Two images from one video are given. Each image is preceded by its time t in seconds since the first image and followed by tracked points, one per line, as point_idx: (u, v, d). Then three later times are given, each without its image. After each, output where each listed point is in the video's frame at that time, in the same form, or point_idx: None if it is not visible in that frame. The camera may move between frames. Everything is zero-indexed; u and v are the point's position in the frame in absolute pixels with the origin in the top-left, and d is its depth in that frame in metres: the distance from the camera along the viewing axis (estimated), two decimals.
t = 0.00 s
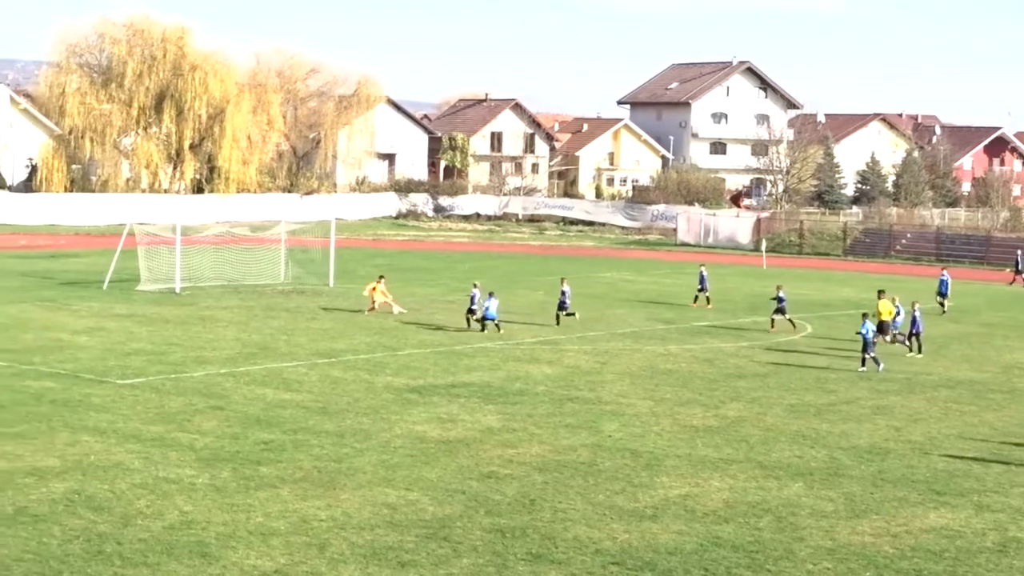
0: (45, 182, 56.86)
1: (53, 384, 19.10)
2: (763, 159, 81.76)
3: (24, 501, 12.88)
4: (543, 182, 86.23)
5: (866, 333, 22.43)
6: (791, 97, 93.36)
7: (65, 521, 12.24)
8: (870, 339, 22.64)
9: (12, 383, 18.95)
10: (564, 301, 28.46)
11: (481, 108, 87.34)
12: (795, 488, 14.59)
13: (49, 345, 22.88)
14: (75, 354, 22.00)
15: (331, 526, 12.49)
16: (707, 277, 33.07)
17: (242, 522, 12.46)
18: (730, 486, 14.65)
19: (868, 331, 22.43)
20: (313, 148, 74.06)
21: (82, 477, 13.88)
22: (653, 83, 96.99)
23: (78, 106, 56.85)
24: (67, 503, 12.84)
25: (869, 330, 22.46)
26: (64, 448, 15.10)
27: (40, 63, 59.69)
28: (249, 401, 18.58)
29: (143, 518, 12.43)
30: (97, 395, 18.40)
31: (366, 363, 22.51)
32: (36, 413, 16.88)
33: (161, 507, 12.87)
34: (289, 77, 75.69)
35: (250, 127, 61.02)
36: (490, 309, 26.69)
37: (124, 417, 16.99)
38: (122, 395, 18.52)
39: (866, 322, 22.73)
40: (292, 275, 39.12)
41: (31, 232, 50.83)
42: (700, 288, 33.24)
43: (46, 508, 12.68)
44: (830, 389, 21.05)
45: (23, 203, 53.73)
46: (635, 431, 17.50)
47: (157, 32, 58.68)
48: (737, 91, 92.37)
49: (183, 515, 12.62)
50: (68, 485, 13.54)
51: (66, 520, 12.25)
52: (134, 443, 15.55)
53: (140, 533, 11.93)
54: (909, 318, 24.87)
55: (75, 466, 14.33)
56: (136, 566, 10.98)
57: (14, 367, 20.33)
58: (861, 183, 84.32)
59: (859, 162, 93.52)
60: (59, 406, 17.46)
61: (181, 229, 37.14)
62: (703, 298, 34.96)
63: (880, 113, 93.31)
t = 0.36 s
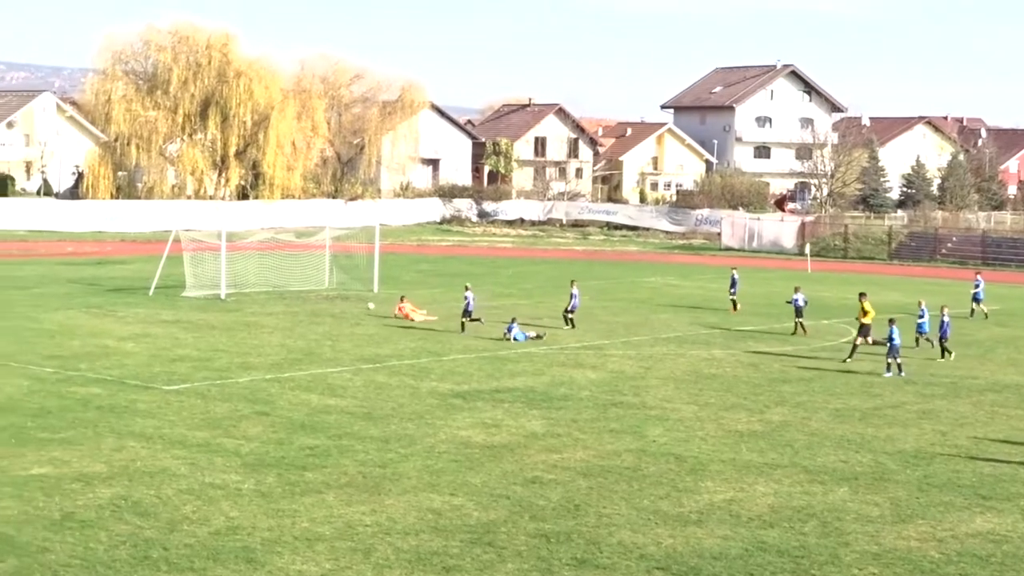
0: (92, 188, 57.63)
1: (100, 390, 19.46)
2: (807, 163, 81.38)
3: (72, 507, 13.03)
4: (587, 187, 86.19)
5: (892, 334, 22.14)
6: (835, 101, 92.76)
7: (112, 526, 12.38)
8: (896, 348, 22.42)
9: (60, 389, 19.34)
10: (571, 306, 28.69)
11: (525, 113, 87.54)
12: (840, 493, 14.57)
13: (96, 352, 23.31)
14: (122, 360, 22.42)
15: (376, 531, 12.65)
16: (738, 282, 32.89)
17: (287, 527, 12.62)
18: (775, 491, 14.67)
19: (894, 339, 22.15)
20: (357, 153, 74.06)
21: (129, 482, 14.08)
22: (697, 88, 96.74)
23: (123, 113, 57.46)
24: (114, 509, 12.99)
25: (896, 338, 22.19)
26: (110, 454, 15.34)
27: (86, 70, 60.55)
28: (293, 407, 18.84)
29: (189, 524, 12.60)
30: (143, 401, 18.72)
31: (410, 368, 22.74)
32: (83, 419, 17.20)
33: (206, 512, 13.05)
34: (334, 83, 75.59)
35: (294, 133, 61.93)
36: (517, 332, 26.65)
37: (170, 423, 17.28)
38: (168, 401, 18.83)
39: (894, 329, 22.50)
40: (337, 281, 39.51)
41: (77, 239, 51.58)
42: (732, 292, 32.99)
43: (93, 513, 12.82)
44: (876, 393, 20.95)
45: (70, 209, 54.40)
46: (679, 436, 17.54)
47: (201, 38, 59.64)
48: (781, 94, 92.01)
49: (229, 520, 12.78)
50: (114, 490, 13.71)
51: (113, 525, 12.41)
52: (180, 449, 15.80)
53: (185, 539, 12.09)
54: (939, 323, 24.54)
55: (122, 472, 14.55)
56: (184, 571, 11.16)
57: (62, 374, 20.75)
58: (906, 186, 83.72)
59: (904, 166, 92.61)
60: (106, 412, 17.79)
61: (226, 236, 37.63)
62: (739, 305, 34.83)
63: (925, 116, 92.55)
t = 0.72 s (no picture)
0: (135, 194, 57.93)
1: (144, 395, 19.78)
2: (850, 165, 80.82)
3: (118, 511, 13.26)
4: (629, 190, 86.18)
5: (918, 340, 22.04)
6: (879, 103, 92.07)
7: (157, 531, 12.60)
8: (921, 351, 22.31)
9: (106, 395, 19.70)
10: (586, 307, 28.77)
11: (568, 117, 87.59)
12: (885, 497, 14.54)
13: (141, 357, 23.71)
14: (166, 365, 22.79)
15: (420, 536, 12.81)
16: (770, 284, 32.84)
17: (331, 532, 12.80)
18: (820, 495, 14.66)
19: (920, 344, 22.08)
20: (400, 158, 74.76)
21: (174, 487, 14.31)
22: (739, 90, 96.31)
23: (167, 120, 58.23)
24: (159, 513, 13.22)
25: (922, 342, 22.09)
26: (155, 459, 15.62)
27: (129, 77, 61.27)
28: (336, 411, 19.08)
29: (233, 528, 12.80)
30: (188, 406, 19.03)
31: (453, 373, 22.92)
32: (129, 424, 17.52)
33: (251, 516, 13.25)
34: (377, 88, 76.58)
35: (337, 138, 62.74)
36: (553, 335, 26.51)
37: (215, 428, 17.55)
38: (212, 406, 19.12)
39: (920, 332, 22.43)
40: (379, 285, 39.81)
41: (122, 244, 52.23)
42: (763, 294, 32.94)
43: (138, 517, 13.06)
44: (920, 396, 20.85)
45: (117, 216, 53.59)
46: (723, 439, 17.58)
47: (244, 45, 60.37)
48: (824, 97, 91.52)
49: (273, 524, 12.98)
50: (160, 495, 13.95)
51: (159, 530, 12.63)
52: (224, 453, 16.05)
53: (230, 543, 12.29)
54: (966, 325, 24.41)
55: (167, 476, 14.80)
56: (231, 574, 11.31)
57: (107, 378, 21.14)
58: (950, 188, 83.11)
59: (948, 168, 91.77)
60: (151, 417, 18.11)
61: (270, 241, 38.04)
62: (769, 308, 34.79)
63: (969, 118, 91.76)
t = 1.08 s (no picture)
0: (175, 199, 58.91)
1: (185, 399, 20.05)
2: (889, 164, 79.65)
3: (160, 515, 13.48)
4: (668, 192, 86.01)
5: (939, 342, 21.90)
6: (918, 102, 91.26)
7: (198, 534, 12.80)
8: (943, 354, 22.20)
9: (147, 399, 19.99)
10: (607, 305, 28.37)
11: (606, 119, 87.48)
12: (926, 497, 14.47)
13: (181, 361, 24.02)
14: (206, 369, 23.08)
15: (461, 538, 12.91)
16: (799, 284, 32.70)
17: (372, 535, 12.94)
18: (861, 496, 14.61)
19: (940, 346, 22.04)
20: (438, 161, 75.59)
21: (215, 491, 14.52)
22: (778, 90, 95.74)
23: (206, 124, 58.82)
24: (200, 517, 13.42)
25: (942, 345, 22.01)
26: (197, 463, 15.84)
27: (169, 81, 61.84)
28: (376, 414, 19.24)
29: (275, 531, 12.97)
30: (229, 410, 19.28)
31: (492, 375, 23.03)
32: (170, 428, 17.77)
33: (292, 520, 13.42)
34: (415, 91, 76.87)
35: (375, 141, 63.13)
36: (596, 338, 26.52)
37: (255, 431, 17.77)
38: (252, 410, 19.35)
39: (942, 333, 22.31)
40: (419, 288, 40.00)
41: (162, 248, 52.88)
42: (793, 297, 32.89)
43: (180, 521, 13.26)
44: (961, 396, 20.72)
45: (157, 221, 54.39)
46: (764, 441, 17.55)
47: (282, 48, 60.76)
48: (862, 97, 90.79)
49: (314, 527, 13.14)
50: (201, 499, 14.16)
51: (200, 533, 12.82)
52: (264, 457, 16.26)
53: (272, 546, 12.46)
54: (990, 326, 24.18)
55: (208, 480, 15.01)
56: None
57: (148, 383, 21.43)
58: (991, 188, 82.45)
59: (989, 167, 90.89)
60: (191, 421, 18.36)
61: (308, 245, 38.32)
62: (798, 308, 34.64)
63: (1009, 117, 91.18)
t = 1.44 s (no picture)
0: (206, 203, 59.21)
1: (216, 402, 20.19)
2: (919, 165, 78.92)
3: (190, 518, 13.57)
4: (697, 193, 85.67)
5: (955, 342, 21.72)
6: (948, 103, 90.56)
7: (229, 537, 12.88)
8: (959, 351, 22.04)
9: (178, 402, 20.13)
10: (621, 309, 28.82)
11: (635, 120, 87.23)
12: (959, 499, 14.34)
13: (212, 364, 24.19)
14: (237, 372, 23.22)
15: (490, 541, 12.92)
16: (818, 285, 32.43)
17: (402, 537, 12.97)
18: (893, 497, 14.49)
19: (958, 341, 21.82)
20: (467, 164, 75.72)
21: (246, 494, 14.61)
22: (808, 91, 95.17)
23: (236, 127, 59.17)
24: (231, 520, 13.50)
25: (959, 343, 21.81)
26: (227, 466, 15.94)
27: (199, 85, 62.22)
28: (406, 417, 19.29)
29: (305, 534, 13.04)
30: (259, 413, 19.38)
31: (521, 377, 23.02)
32: (200, 431, 17.89)
33: (322, 522, 13.47)
34: (443, 93, 77.23)
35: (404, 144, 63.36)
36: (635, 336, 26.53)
37: (285, 434, 17.86)
38: (282, 413, 19.45)
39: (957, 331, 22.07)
40: (448, 291, 40.12)
41: (193, 252, 53.24)
42: (810, 295, 32.62)
43: (211, 524, 13.35)
44: (994, 397, 20.54)
45: (187, 224, 54.82)
46: (794, 442, 17.45)
47: (312, 52, 61.13)
48: (893, 97, 90.11)
49: (344, 530, 13.19)
50: (231, 502, 14.24)
51: (231, 536, 12.91)
52: (294, 460, 16.33)
53: (302, 549, 12.51)
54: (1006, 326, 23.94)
55: (238, 483, 15.10)
56: None
57: (180, 386, 21.59)
58: None
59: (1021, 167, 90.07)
60: (222, 424, 18.48)
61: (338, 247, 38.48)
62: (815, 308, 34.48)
63: None
